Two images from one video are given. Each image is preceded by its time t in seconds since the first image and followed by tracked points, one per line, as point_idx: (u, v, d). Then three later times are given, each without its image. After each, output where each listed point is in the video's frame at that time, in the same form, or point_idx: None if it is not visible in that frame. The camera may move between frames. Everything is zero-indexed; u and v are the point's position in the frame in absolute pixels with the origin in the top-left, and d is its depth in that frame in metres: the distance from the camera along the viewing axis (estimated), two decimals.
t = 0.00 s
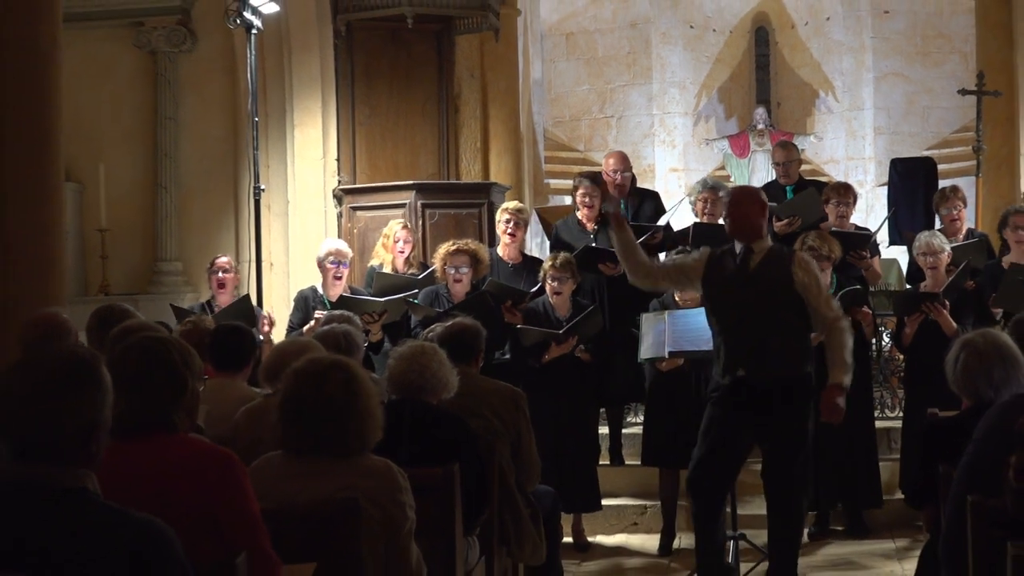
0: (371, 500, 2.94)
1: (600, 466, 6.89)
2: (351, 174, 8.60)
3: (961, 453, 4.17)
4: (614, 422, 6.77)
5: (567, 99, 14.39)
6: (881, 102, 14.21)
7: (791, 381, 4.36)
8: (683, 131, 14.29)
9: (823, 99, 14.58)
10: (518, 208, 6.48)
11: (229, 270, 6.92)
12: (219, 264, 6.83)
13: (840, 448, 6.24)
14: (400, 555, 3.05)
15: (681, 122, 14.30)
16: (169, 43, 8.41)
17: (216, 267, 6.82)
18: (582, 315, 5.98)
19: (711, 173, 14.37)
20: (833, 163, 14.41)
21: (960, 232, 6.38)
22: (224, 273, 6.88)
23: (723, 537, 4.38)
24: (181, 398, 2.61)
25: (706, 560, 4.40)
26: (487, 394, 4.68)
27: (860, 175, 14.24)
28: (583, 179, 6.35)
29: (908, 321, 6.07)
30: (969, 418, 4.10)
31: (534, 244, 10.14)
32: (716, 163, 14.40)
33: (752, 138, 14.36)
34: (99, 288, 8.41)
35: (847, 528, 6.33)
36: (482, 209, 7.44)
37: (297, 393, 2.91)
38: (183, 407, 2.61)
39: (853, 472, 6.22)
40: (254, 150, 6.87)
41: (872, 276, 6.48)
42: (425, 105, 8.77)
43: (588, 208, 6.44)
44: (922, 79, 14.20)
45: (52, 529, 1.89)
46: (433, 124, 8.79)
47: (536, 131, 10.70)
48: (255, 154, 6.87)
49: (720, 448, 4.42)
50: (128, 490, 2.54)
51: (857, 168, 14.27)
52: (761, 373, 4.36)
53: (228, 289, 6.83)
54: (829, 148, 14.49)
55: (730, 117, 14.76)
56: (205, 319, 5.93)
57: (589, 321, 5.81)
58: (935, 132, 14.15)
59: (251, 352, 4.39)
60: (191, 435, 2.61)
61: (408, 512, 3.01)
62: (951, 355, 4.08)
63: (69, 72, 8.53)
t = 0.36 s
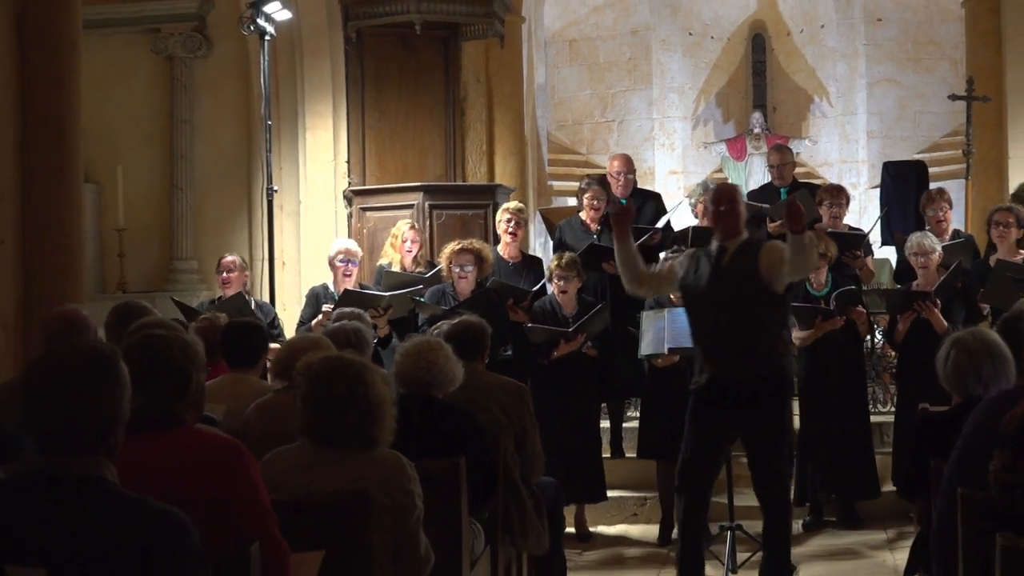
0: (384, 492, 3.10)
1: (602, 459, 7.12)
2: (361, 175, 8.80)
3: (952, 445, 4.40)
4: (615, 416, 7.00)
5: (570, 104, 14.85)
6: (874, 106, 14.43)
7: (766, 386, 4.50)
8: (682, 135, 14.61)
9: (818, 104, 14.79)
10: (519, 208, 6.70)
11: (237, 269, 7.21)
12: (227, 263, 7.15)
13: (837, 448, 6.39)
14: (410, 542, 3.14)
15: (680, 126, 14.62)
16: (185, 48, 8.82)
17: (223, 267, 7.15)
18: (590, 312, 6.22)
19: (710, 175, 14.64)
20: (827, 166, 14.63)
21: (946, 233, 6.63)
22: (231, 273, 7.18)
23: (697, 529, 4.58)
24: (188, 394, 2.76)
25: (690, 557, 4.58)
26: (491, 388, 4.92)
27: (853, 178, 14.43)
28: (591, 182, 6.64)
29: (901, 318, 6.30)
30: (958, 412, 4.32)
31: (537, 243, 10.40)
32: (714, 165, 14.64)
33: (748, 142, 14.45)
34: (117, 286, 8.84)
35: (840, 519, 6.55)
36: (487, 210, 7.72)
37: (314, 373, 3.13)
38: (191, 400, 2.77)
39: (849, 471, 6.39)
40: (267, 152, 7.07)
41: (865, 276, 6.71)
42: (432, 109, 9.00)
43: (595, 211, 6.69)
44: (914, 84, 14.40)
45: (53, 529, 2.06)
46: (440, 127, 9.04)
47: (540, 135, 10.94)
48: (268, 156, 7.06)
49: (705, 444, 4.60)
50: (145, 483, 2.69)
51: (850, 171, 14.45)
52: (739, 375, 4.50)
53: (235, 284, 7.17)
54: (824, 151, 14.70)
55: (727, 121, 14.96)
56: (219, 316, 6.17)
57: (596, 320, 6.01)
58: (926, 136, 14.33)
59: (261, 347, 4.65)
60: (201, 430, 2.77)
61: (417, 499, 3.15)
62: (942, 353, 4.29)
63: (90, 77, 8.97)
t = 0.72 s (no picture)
0: (393, 479, 3.32)
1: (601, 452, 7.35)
2: (369, 176, 9.09)
3: (940, 438, 4.62)
4: (615, 410, 7.23)
5: (571, 107, 15.10)
6: (867, 110, 14.63)
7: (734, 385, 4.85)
8: (681, 137, 14.87)
9: (813, 107, 15.02)
10: (512, 213, 6.94)
11: (236, 269, 7.47)
12: (225, 263, 7.39)
13: (831, 445, 6.57)
14: (418, 534, 3.39)
15: (678, 129, 14.88)
16: (199, 53, 9.20)
17: (221, 270, 7.40)
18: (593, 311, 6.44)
19: (708, 177, 14.88)
20: (821, 168, 14.84)
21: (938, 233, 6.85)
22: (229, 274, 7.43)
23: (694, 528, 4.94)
24: (195, 388, 2.84)
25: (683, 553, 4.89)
26: (494, 382, 5.15)
27: (847, 180, 14.66)
28: (595, 182, 6.81)
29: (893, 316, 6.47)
30: (945, 408, 4.52)
31: (540, 242, 10.68)
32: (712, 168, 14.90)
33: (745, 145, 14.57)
34: (132, 284, 9.19)
35: (835, 510, 6.77)
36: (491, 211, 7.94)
37: (325, 370, 3.35)
38: (199, 394, 2.86)
39: (842, 467, 6.59)
40: (278, 154, 7.26)
41: (859, 274, 6.91)
42: (438, 112, 9.17)
43: (597, 210, 6.85)
44: (904, 89, 14.57)
45: (54, 530, 2.14)
46: (447, 129, 9.21)
47: (542, 137, 11.19)
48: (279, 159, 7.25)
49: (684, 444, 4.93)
50: (157, 475, 2.81)
51: (843, 173, 14.68)
52: (705, 382, 4.87)
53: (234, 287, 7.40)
54: (818, 154, 14.91)
55: (724, 124, 15.23)
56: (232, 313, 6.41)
57: (597, 318, 6.25)
58: (917, 138, 14.53)
59: (269, 343, 4.85)
60: (210, 424, 2.87)
61: (423, 493, 3.37)
62: (927, 350, 4.45)
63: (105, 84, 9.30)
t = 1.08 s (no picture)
0: (398, 467, 3.40)
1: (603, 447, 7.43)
2: (374, 175, 9.20)
3: (936, 434, 4.69)
4: (616, 406, 7.33)
5: (573, 107, 15.20)
6: (865, 110, 14.69)
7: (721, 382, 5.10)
8: (681, 137, 14.97)
9: (811, 107, 15.09)
10: (503, 210, 7.09)
11: (229, 268, 7.55)
12: (220, 261, 7.49)
13: (829, 442, 6.64)
14: (427, 520, 3.46)
15: (679, 129, 14.98)
16: (206, 55, 9.30)
17: (214, 269, 7.49)
18: (593, 308, 6.54)
19: (708, 176, 14.96)
20: (819, 167, 14.93)
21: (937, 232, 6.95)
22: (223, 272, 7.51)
23: (685, 514, 5.20)
24: (205, 385, 2.96)
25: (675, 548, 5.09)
26: (496, 378, 5.26)
27: (845, 179, 14.74)
28: (596, 177, 6.95)
29: (891, 316, 6.52)
30: (941, 403, 4.59)
31: (542, 241, 10.80)
32: (713, 166, 14.98)
33: (745, 145, 14.69)
34: (140, 282, 9.33)
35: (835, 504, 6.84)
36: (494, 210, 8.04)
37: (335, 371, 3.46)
38: (209, 391, 2.97)
39: (840, 464, 6.67)
40: (284, 154, 7.33)
41: (857, 271, 7.01)
42: (442, 112, 9.31)
43: (599, 207, 6.99)
44: (902, 88, 14.64)
45: (56, 529, 2.17)
46: (450, 129, 9.36)
47: (544, 136, 11.30)
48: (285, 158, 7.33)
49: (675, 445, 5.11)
50: (166, 470, 2.90)
51: (841, 172, 14.77)
52: (699, 377, 5.06)
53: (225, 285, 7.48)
54: (817, 153, 14.99)
55: (724, 124, 15.30)
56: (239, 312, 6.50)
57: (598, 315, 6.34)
58: (915, 138, 14.62)
59: (275, 341, 4.97)
60: (219, 420, 2.97)
61: (429, 486, 3.44)
62: (922, 346, 4.53)
63: (114, 83, 9.45)
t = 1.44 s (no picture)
0: (401, 465, 3.39)
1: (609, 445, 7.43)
2: (380, 173, 9.23)
3: (941, 433, 4.69)
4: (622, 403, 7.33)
5: (580, 105, 15.27)
6: (871, 107, 14.71)
7: (751, 392, 5.05)
8: (687, 135, 14.99)
9: (817, 106, 15.01)
10: (503, 209, 7.10)
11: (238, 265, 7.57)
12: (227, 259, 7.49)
13: (831, 438, 6.62)
14: (433, 516, 3.44)
15: (685, 127, 14.99)
16: (211, 53, 9.33)
17: (224, 267, 7.49)
18: (597, 307, 6.56)
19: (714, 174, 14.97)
20: (826, 166, 14.88)
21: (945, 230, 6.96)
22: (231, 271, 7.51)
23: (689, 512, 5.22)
24: (220, 385, 2.95)
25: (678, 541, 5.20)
26: (502, 377, 5.27)
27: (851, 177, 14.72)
28: (601, 175, 6.92)
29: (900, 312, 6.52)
30: (949, 401, 4.58)
31: (549, 239, 10.80)
32: (718, 164, 14.98)
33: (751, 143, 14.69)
34: (147, 280, 9.36)
35: (839, 502, 6.82)
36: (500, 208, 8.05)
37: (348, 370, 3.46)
38: (223, 391, 2.96)
39: (842, 462, 6.64)
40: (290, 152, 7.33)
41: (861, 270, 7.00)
42: (448, 109, 9.31)
43: (605, 205, 7.00)
44: (908, 86, 14.68)
45: (55, 528, 2.18)
46: (457, 127, 9.35)
47: (551, 135, 11.31)
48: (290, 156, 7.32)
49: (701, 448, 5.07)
50: (174, 468, 2.91)
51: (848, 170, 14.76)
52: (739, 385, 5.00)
53: (235, 284, 7.49)
54: (823, 151, 14.95)
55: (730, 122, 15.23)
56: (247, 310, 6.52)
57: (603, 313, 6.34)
58: (921, 135, 14.62)
59: (281, 340, 4.96)
60: (232, 420, 2.96)
61: (435, 483, 3.44)
62: (931, 344, 4.52)
63: (120, 81, 9.45)
